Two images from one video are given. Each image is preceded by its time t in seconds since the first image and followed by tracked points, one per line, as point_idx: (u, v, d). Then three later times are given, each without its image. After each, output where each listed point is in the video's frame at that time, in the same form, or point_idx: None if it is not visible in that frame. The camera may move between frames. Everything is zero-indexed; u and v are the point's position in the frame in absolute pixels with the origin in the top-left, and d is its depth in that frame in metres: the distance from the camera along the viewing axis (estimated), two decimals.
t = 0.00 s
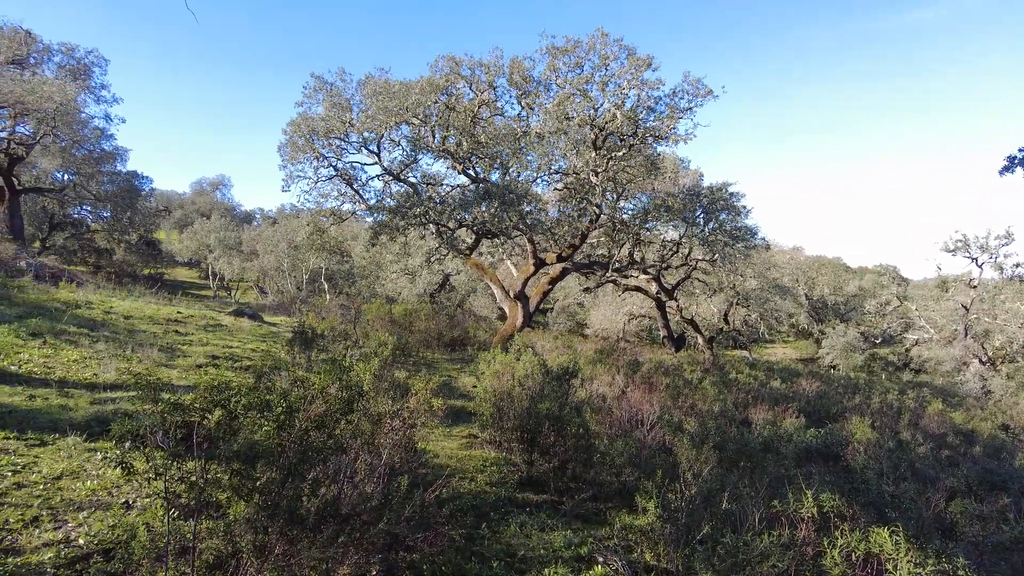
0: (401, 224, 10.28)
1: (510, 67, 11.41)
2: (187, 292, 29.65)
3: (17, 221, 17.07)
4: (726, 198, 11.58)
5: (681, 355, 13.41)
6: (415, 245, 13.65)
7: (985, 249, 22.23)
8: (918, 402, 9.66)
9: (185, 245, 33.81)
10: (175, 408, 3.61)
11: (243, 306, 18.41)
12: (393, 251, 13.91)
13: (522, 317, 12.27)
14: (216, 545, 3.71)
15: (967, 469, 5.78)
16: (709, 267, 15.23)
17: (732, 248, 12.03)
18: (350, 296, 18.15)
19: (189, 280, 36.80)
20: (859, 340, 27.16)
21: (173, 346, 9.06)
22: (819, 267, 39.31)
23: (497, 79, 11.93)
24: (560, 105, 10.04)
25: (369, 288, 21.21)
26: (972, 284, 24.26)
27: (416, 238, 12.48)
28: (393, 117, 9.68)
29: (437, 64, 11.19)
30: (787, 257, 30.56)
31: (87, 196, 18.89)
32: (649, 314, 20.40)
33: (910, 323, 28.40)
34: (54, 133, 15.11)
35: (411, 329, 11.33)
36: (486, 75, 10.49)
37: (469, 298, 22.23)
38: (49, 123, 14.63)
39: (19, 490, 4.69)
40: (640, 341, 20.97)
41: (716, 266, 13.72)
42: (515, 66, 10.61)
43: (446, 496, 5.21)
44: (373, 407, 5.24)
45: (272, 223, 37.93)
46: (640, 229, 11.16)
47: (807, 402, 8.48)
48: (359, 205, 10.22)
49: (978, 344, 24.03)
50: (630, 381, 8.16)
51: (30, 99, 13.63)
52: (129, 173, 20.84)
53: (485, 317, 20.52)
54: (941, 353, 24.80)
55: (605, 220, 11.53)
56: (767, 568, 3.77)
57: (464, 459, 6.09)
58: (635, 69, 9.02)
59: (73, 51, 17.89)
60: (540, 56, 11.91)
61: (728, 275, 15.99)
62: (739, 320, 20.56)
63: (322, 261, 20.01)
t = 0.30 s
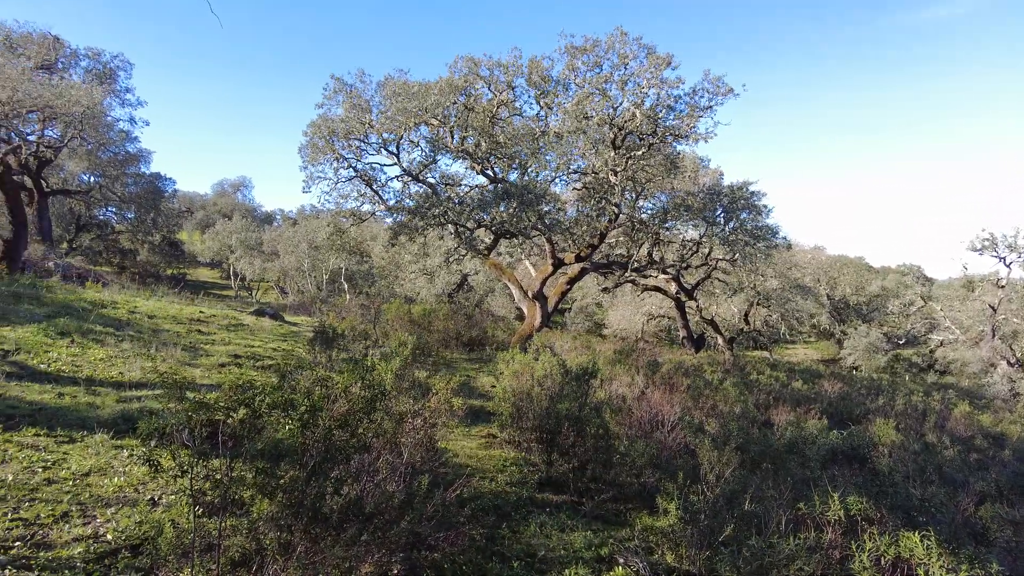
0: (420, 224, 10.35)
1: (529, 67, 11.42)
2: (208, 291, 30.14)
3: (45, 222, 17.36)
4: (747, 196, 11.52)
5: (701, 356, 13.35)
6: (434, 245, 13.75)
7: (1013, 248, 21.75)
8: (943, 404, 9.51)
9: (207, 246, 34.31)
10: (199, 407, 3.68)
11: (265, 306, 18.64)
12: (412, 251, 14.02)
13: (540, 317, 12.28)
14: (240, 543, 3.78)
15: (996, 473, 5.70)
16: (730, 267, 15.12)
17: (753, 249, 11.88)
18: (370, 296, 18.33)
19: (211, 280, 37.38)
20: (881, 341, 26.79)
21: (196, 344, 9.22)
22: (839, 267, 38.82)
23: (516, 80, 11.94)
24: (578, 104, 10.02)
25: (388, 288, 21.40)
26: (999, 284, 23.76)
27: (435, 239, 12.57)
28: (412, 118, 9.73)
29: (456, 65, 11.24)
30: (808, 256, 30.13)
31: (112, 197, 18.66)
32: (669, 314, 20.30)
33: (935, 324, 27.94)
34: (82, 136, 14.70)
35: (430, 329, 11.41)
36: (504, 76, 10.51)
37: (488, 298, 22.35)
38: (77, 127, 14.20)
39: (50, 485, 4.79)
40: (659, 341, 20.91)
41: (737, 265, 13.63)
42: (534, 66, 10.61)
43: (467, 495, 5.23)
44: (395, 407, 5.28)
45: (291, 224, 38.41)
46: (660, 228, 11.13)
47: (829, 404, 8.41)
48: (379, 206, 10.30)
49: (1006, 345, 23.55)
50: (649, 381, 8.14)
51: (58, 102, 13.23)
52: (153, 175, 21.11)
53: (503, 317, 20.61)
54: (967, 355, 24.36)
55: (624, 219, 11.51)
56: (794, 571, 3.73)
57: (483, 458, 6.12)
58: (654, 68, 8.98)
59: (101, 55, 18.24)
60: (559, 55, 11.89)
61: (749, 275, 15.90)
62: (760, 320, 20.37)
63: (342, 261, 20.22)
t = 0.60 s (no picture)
0: (440, 224, 10.40)
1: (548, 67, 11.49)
2: (229, 292, 30.65)
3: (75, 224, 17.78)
4: (770, 195, 11.48)
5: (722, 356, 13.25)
6: (453, 246, 13.81)
7: None
8: (973, 406, 9.31)
9: (230, 247, 34.90)
10: (224, 406, 3.76)
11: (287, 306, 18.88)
12: (432, 252, 14.11)
13: (560, 317, 12.27)
14: (264, 541, 3.82)
15: None
16: (751, 267, 15.12)
17: (776, 248, 11.85)
18: (391, 296, 18.49)
19: (233, 281, 37.98)
20: (907, 341, 26.36)
21: (220, 343, 9.37)
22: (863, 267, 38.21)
23: (536, 80, 11.99)
24: (599, 104, 10.02)
25: (408, 288, 21.57)
26: None
27: (455, 239, 12.62)
28: (432, 120, 9.78)
29: (477, 66, 11.31)
30: (831, 255, 29.68)
31: (139, 200, 19.14)
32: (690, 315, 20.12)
33: (963, 325, 27.38)
34: (109, 140, 15.02)
35: (450, 329, 11.46)
36: (525, 76, 10.54)
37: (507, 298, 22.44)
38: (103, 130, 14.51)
39: (81, 482, 4.89)
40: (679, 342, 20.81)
41: (759, 265, 13.51)
42: (554, 65, 10.62)
43: (488, 495, 5.25)
44: (418, 407, 5.30)
45: (311, 224, 38.88)
46: (682, 227, 11.14)
47: (854, 406, 8.28)
48: (399, 207, 10.37)
49: None
50: (670, 382, 8.09)
51: (87, 107, 13.46)
52: (178, 177, 21.46)
53: (523, 317, 20.67)
54: (996, 356, 23.83)
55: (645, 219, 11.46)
56: None
57: (503, 459, 6.13)
58: (676, 67, 8.93)
59: (127, 60, 18.57)
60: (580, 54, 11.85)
61: (771, 275, 15.73)
62: (782, 320, 20.15)
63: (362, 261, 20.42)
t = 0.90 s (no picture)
0: (461, 224, 10.48)
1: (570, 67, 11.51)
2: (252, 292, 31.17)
3: (104, 225, 18.21)
4: (795, 194, 11.43)
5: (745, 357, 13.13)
6: (474, 246, 13.85)
7: None
8: (1006, 409, 9.09)
9: (254, 247, 35.52)
10: (248, 404, 3.84)
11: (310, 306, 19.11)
12: (453, 252, 14.20)
13: (581, 317, 12.23)
14: (288, 539, 3.87)
15: None
16: (776, 267, 14.95)
17: (801, 247, 11.80)
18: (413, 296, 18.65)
19: (257, 281, 38.65)
20: (936, 342, 25.90)
21: (246, 343, 9.49)
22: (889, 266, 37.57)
23: (557, 79, 11.95)
24: (621, 102, 9.98)
25: (429, 288, 21.75)
26: None
27: (477, 239, 12.67)
28: (453, 120, 9.83)
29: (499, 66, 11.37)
30: (857, 255, 29.24)
31: (165, 201, 19.77)
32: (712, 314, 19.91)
33: (995, 325, 26.76)
34: (137, 143, 15.34)
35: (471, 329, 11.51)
36: (546, 75, 10.50)
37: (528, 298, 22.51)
38: (133, 135, 14.93)
39: (111, 478, 4.99)
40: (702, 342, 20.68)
41: (784, 264, 13.42)
42: (576, 64, 10.60)
43: (511, 495, 5.25)
44: (442, 407, 5.33)
45: (333, 225, 39.36)
46: (705, 227, 11.12)
47: (882, 407, 8.14)
48: (421, 207, 10.42)
49: None
50: (692, 383, 8.03)
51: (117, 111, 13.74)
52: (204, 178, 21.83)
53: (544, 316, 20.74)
54: None
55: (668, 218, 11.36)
56: None
57: (524, 459, 6.15)
58: (698, 64, 8.86)
59: (154, 64, 18.92)
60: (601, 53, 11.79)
61: (795, 274, 15.59)
62: (806, 320, 19.87)
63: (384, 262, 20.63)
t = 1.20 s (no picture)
0: (483, 224, 10.60)
1: (591, 66, 11.49)
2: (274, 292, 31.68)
3: (132, 226, 18.58)
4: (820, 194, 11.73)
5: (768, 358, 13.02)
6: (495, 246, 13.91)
7: None
8: None
9: (278, 248, 36.15)
10: (274, 402, 3.93)
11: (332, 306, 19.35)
12: (474, 252, 14.28)
13: (602, 317, 12.17)
14: (314, 537, 3.87)
15: None
16: (801, 266, 14.81)
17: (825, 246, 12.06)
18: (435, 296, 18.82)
19: (281, 280, 39.30)
20: (967, 342, 25.45)
21: (271, 343, 9.62)
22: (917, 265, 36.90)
23: (578, 79, 11.89)
24: (643, 101, 9.92)
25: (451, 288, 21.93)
26: None
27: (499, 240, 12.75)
28: (474, 121, 9.89)
29: (520, 67, 11.42)
30: (884, 254, 28.75)
31: (192, 204, 19.56)
32: (735, 315, 19.66)
33: None
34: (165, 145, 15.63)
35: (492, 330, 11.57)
36: (568, 75, 10.44)
37: (549, 298, 22.55)
38: (160, 137, 15.01)
39: (140, 475, 5.09)
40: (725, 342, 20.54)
41: (810, 263, 13.39)
42: (598, 64, 10.56)
43: (533, 496, 5.26)
44: (465, 407, 5.36)
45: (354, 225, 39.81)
46: (728, 226, 11.11)
47: (911, 410, 7.99)
48: (442, 208, 10.50)
49: None
50: (715, 384, 7.95)
51: (146, 114, 14.05)
52: (229, 180, 22.19)
53: (564, 316, 20.78)
54: None
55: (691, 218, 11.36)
56: None
57: (546, 459, 6.15)
58: (722, 62, 8.78)
59: (181, 67, 19.27)
60: (623, 51, 11.76)
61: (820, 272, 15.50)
62: (830, 320, 19.59)
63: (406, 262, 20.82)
